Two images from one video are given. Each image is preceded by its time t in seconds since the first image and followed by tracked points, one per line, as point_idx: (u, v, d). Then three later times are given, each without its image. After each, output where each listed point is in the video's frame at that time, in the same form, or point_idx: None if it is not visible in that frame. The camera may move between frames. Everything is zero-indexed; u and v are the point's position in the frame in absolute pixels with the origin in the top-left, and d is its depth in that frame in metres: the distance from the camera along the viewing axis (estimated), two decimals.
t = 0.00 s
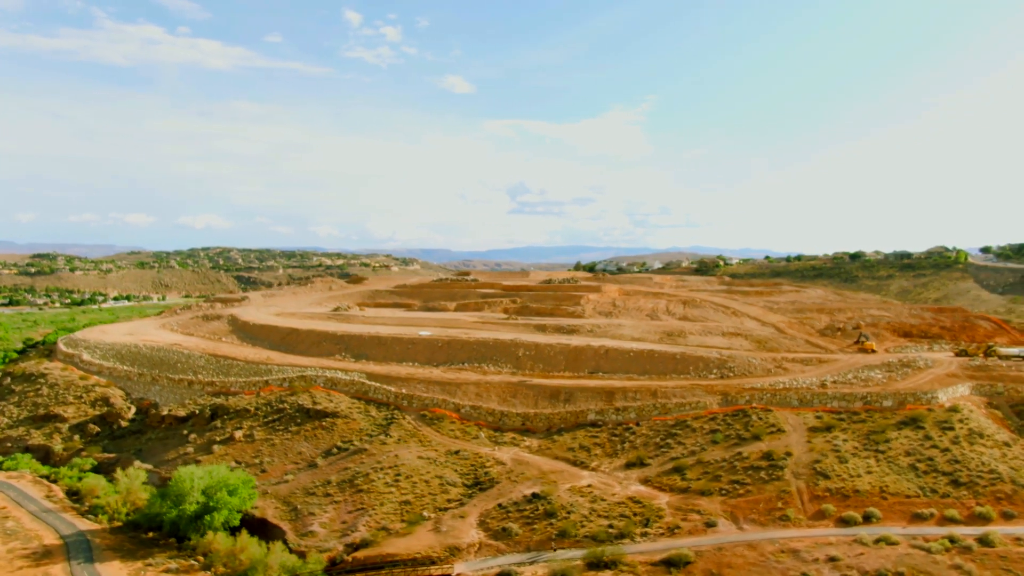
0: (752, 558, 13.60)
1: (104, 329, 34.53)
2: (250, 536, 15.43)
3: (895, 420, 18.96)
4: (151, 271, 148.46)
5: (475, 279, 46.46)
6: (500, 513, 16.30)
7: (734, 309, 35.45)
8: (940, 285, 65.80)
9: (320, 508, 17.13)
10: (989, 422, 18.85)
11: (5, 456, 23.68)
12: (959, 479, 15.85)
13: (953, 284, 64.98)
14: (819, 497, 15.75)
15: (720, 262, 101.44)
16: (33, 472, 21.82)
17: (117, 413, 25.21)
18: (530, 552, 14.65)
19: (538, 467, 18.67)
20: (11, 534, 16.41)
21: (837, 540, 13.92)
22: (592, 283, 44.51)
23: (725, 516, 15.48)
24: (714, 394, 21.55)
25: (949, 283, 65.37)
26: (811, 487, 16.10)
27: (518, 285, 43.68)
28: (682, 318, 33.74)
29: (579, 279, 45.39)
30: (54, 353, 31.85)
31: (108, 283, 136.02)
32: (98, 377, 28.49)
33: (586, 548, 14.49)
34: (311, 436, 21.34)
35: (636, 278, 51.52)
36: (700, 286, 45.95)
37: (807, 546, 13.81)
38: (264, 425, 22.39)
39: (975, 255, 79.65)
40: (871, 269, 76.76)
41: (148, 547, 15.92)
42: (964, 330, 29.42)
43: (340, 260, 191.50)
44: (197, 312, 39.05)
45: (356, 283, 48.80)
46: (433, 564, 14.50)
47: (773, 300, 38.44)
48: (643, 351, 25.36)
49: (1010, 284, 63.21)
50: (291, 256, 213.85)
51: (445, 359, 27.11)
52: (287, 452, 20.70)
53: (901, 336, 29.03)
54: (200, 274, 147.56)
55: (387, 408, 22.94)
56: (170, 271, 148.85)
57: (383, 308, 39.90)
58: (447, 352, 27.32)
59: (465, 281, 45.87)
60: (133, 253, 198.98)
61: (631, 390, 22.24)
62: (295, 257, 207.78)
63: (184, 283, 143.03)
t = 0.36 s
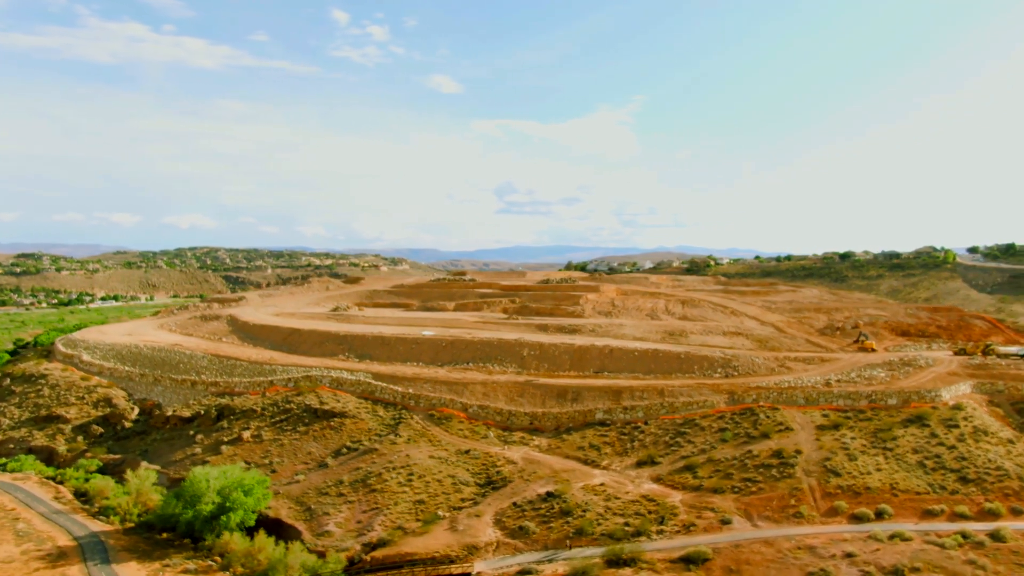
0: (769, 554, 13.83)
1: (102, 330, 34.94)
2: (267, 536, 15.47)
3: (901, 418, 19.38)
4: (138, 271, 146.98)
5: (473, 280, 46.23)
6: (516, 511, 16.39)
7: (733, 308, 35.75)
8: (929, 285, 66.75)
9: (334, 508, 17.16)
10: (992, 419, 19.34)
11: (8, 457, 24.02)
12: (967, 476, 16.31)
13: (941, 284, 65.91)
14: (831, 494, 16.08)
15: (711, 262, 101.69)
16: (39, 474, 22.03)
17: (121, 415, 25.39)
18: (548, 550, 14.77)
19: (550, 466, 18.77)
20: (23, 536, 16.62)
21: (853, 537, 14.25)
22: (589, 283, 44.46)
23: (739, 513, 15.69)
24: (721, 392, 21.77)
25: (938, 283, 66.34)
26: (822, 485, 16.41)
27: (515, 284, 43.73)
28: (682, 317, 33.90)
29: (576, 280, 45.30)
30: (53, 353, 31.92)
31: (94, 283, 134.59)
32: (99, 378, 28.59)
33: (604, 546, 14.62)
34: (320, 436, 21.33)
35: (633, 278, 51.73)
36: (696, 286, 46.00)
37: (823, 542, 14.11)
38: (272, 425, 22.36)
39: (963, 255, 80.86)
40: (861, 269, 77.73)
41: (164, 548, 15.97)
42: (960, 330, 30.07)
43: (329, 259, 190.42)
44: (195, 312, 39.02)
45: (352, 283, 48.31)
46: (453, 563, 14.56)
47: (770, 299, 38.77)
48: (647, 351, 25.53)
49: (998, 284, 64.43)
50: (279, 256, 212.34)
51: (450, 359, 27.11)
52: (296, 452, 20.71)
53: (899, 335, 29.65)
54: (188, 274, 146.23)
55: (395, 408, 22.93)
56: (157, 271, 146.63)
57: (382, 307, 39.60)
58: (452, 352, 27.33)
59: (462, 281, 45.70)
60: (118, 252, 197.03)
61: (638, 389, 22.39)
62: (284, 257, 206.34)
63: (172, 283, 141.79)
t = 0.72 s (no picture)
0: (796, 552, 13.98)
1: (112, 330, 35.01)
2: (295, 536, 15.57)
3: (918, 417, 19.57)
4: (136, 271, 146.73)
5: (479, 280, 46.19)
6: (541, 510, 16.48)
7: (741, 308, 35.91)
8: (931, 285, 67.07)
9: (358, 507, 17.23)
10: (1008, 418, 19.55)
11: (24, 457, 24.11)
12: (987, 474, 16.52)
13: (943, 284, 66.24)
14: (853, 492, 16.24)
15: (711, 262, 101.53)
16: (57, 474, 22.08)
17: (136, 415, 25.43)
18: (575, 549, 14.88)
19: (570, 465, 18.88)
20: (49, 537, 16.68)
21: (878, 535, 14.42)
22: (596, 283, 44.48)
23: (763, 511, 15.83)
24: (737, 392, 21.91)
25: (939, 283, 66.67)
26: (844, 483, 16.57)
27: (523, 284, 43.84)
28: (691, 317, 34.03)
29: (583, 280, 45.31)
30: (64, 354, 31.94)
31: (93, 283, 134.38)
32: (112, 378, 28.63)
33: (631, 544, 14.75)
34: (338, 436, 21.40)
35: (639, 278, 51.84)
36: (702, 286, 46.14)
37: (848, 540, 14.26)
38: (290, 425, 22.42)
39: (963, 255, 81.24)
40: (862, 269, 78.09)
41: (190, 548, 16.05)
42: (969, 330, 30.30)
43: (328, 260, 190.09)
44: (204, 312, 39.05)
45: (358, 283, 48.21)
46: (482, 561, 14.63)
47: (778, 299, 38.94)
48: (661, 350, 25.64)
49: (1000, 284, 64.88)
50: (278, 256, 211.89)
51: (464, 359, 27.18)
52: (315, 452, 20.77)
53: (909, 335, 29.86)
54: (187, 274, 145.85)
55: (411, 408, 22.99)
56: (156, 271, 147.03)
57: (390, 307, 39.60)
58: (465, 351, 27.41)
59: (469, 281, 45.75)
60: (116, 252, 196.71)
61: (655, 389, 22.52)
62: (281, 257, 206.13)
63: (171, 283, 141.46)
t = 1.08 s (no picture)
0: (827, 550, 14.08)
1: (126, 330, 35.13)
2: (325, 535, 15.67)
3: (939, 417, 19.68)
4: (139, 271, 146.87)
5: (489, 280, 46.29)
6: (568, 510, 16.57)
7: (753, 308, 36.02)
8: (936, 284, 67.23)
9: (385, 507, 17.31)
10: None
11: (45, 457, 24.21)
12: (1011, 473, 16.63)
13: (948, 284, 66.38)
14: (879, 491, 16.34)
15: (715, 262, 101.34)
16: (79, 474, 22.16)
17: (154, 415, 25.51)
18: (605, 548, 14.98)
19: (593, 464, 18.98)
20: (78, 536, 16.77)
21: (906, 533, 14.52)
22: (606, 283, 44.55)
23: (790, 510, 15.93)
24: (757, 391, 22.03)
25: (945, 283, 66.82)
26: (869, 482, 16.68)
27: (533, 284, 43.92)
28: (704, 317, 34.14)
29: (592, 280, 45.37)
30: (79, 354, 32.04)
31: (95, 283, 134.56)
32: (129, 378, 28.73)
33: (660, 543, 14.85)
34: (360, 436, 21.49)
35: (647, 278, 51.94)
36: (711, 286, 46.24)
37: (878, 538, 14.36)
38: (310, 424, 22.51)
39: (968, 255, 81.39)
40: (867, 269, 78.30)
41: (220, 547, 16.15)
42: (982, 329, 30.43)
43: (330, 260, 190.07)
44: (216, 312, 39.17)
45: (367, 283, 48.27)
46: (513, 560, 14.70)
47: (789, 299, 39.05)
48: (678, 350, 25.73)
49: (1005, 284, 65.04)
50: (279, 256, 212.22)
51: (480, 359, 27.27)
52: (337, 452, 20.86)
53: (922, 335, 29.97)
54: (189, 275, 145.84)
55: (431, 408, 23.08)
56: (158, 271, 147.20)
57: (401, 308, 39.67)
58: (482, 351, 27.49)
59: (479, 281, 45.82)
60: (118, 252, 196.85)
61: (674, 389, 22.62)
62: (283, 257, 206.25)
63: (174, 283, 141.50)
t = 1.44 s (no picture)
0: (857, 549, 14.17)
1: (140, 330, 35.23)
2: (355, 534, 15.74)
3: (959, 416, 19.78)
4: (141, 271, 146.99)
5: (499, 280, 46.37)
6: (595, 509, 16.65)
7: (765, 308, 36.15)
8: (941, 284, 67.41)
9: (411, 506, 17.39)
10: None
11: (65, 457, 24.30)
12: None
13: (953, 284, 66.57)
14: (904, 490, 16.44)
15: (719, 262, 101.26)
16: (101, 474, 22.25)
17: (173, 415, 25.59)
18: (635, 546, 15.07)
19: (617, 464, 19.07)
20: (107, 536, 16.84)
21: (935, 532, 14.61)
22: (616, 283, 44.63)
23: (816, 509, 16.02)
24: (776, 391, 22.13)
25: (950, 283, 66.99)
26: (895, 481, 16.77)
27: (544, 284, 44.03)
28: (716, 317, 34.26)
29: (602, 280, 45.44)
30: (94, 354, 32.11)
31: (98, 283, 134.71)
32: (145, 378, 28.82)
33: (690, 541, 14.94)
34: (381, 436, 21.57)
35: (656, 278, 52.05)
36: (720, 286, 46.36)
37: (907, 537, 14.45)
38: (331, 424, 22.61)
39: (973, 255, 81.52)
40: (872, 269, 78.50)
41: (250, 546, 16.23)
42: (995, 329, 30.56)
43: (333, 260, 190.05)
44: (228, 312, 39.27)
45: (377, 283, 48.32)
46: (544, 559, 14.78)
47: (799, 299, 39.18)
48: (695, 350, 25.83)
49: (1010, 284, 65.22)
50: (281, 256, 212.34)
51: (497, 359, 27.35)
52: (360, 451, 20.96)
53: (936, 335, 30.09)
54: (191, 275, 145.85)
55: (451, 408, 23.17)
56: (160, 271, 147.32)
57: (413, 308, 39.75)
58: (498, 351, 27.57)
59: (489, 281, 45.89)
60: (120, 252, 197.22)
61: (694, 389, 22.71)
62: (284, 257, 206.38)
63: (177, 283, 141.52)
